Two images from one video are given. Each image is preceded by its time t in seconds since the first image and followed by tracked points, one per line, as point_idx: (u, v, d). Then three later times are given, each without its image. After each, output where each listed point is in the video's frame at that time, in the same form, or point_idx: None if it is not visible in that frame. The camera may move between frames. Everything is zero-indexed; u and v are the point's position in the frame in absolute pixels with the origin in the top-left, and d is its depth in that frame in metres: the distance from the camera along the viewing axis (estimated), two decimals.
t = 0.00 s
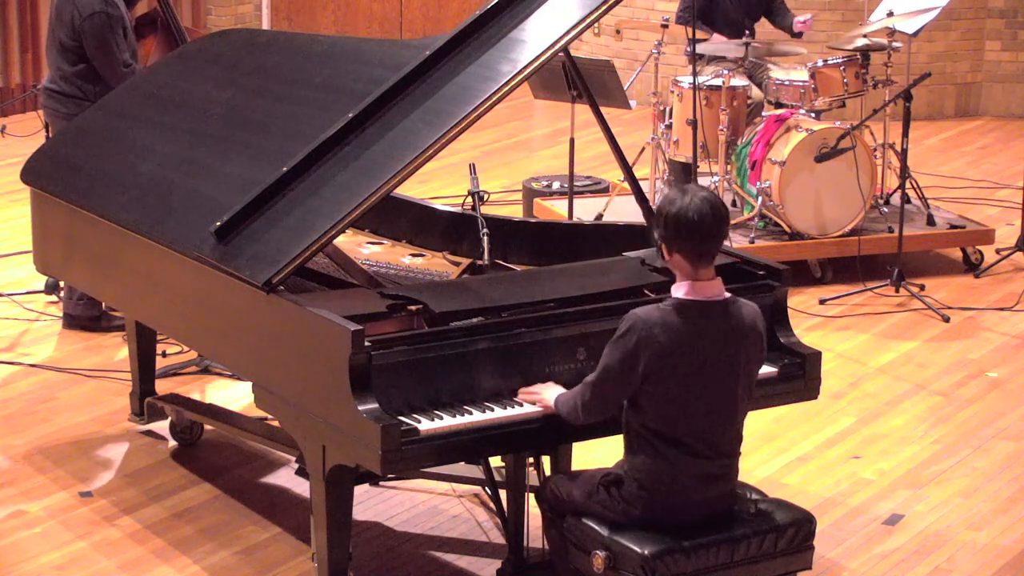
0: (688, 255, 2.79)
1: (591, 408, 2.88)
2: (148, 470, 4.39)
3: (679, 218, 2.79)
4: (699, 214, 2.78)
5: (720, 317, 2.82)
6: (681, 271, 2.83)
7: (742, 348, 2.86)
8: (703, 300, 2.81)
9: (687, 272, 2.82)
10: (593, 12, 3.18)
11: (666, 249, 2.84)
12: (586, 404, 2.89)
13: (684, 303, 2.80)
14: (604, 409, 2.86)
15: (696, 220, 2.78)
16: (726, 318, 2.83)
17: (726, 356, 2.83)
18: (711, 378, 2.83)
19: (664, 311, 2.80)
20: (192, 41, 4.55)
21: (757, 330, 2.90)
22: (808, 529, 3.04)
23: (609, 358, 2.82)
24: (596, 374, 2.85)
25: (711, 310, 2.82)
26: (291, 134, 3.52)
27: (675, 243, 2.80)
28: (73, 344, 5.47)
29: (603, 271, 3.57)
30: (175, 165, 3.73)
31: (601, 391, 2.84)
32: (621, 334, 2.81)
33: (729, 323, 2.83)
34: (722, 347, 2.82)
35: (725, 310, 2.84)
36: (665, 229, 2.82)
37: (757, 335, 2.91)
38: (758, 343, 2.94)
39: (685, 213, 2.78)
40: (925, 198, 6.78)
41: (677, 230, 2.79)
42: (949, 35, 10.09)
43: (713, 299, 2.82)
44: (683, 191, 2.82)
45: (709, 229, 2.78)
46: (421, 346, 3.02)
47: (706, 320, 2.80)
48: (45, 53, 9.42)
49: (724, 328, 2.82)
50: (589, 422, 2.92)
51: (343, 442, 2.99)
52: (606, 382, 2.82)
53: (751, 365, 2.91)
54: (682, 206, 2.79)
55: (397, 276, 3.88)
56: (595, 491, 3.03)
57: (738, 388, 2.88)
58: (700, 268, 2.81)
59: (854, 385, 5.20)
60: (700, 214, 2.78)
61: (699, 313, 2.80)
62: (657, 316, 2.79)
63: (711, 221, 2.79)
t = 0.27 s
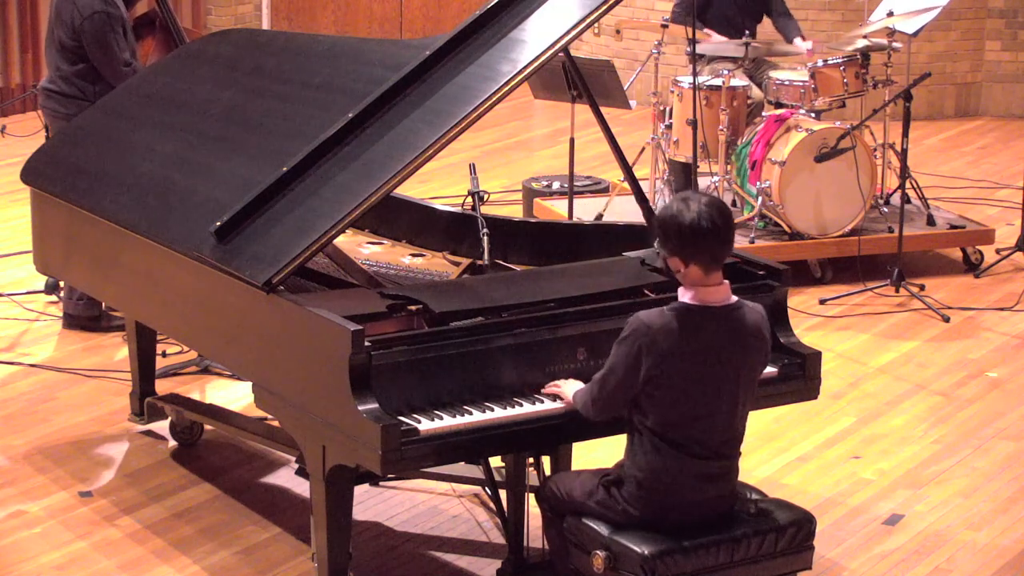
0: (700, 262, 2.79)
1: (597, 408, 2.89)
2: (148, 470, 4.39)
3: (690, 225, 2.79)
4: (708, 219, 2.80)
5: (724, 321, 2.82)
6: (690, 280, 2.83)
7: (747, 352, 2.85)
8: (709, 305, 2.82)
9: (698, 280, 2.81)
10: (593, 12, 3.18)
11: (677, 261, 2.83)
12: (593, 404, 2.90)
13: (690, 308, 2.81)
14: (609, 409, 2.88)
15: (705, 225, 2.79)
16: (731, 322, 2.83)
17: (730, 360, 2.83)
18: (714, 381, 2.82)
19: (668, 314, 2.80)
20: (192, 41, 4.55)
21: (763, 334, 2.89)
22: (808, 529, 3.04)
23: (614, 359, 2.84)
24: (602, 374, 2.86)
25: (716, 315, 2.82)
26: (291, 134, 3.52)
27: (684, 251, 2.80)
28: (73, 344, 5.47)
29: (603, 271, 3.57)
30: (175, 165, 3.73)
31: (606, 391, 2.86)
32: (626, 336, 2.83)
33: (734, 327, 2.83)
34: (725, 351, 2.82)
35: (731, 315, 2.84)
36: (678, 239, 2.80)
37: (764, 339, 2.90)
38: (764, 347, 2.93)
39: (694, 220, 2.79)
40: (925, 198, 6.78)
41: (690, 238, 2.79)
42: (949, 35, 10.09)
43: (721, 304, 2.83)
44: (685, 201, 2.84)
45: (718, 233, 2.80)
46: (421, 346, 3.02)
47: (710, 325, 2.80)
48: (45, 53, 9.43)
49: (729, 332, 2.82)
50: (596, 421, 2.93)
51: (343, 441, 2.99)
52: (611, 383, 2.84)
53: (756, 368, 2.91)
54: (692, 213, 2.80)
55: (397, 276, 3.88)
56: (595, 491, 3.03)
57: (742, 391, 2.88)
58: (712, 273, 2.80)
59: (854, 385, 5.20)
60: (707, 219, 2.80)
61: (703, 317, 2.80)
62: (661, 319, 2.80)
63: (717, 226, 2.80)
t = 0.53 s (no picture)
0: (700, 264, 2.79)
1: (600, 411, 2.89)
2: (148, 470, 4.39)
3: (687, 228, 2.80)
4: (705, 221, 2.80)
5: (727, 324, 2.82)
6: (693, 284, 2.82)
7: (749, 355, 2.85)
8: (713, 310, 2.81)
9: (701, 283, 2.80)
10: (593, 12, 3.18)
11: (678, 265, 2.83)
12: (596, 406, 2.90)
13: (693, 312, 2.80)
14: (613, 411, 2.87)
15: (701, 226, 2.79)
16: (734, 324, 2.83)
17: (732, 363, 2.83)
18: (717, 384, 2.82)
19: (671, 317, 2.80)
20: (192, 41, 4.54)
21: (765, 336, 2.89)
22: (808, 529, 3.04)
23: (618, 362, 2.83)
24: (606, 376, 2.86)
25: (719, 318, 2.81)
26: (291, 134, 3.52)
27: (686, 255, 2.79)
28: (73, 345, 5.47)
29: (603, 271, 3.57)
30: (175, 165, 3.73)
31: (610, 394, 2.86)
32: (629, 339, 2.82)
33: (736, 330, 2.83)
34: (728, 354, 2.82)
35: (733, 318, 2.83)
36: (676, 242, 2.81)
37: (766, 341, 2.90)
38: (766, 349, 2.93)
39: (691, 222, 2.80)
40: (925, 198, 6.78)
41: (687, 240, 2.79)
42: (949, 35, 10.09)
43: (725, 308, 2.83)
44: (684, 205, 2.85)
45: (716, 235, 2.80)
46: (421, 347, 3.02)
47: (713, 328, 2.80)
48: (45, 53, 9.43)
49: (732, 335, 2.82)
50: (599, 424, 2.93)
51: (343, 441, 2.99)
52: (615, 385, 2.84)
53: (758, 370, 2.91)
54: (690, 216, 2.81)
55: (397, 276, 3.88)
56: (595, 491, 3.03)
57: (743, 393, 2.88)
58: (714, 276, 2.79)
59: (854, 385, 5.20)
60: (705, 221, 2.80)
61: (706, 320, 2.80)
62: (664, 322, 2.79)
63: (716, 228, 2.80)
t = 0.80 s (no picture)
0: (698, 261, 2.79)
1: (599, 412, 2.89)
2: (148, 470, 4.39)
3: (690, 223, 2.80)
4: (707, 219, 2.80)
5: (725, 325, 2.82)
6: (692, 282, 2.82)
7: (747, 355, 2.85)
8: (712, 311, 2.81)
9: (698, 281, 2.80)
10: (593, 12, 3.18)
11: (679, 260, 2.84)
12: (595, 407, 2.90)
13: (692, 313, 2.80)
14: (612, 412, 2.88)
15: (703, 224, 2.79)
16: (732, 325, 2.83)
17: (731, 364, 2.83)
18: (715, 385, 2.82)
19: (670, 319, 2.80)
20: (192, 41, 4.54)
21: (764, 337, 2.89)
22: (808, 529, 3.04)
23: (616, 363, 2.83)
24: (605, 377, 2.86)
25: (717, 319, 2.81)
26: (291, 134, 3.52)
27: (686, 251, 2.80)
28: (73, 345, 5.47)
29: (603, 271, 3.57)
30: (175, 165, 3.73)
31: (609, 395, 2.86)
32: (627, 340, 2.82)
33: (735, 330, 2.83)
34: (726, 354, 2.82)
35: (732, 319, 2.83)
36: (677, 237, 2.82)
37: (764, 341, 2.90)
38: (765, 349, 2.93)
39: (694, 219, 2.80)
40: (925, 198, 6.78)
41: (688, 236, 2.80)
42: (949, 35, 10.09)
43: (724, 310, 2.82)
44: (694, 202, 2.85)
45: (717, 234, 2.79)
46: (421, 347, 3.03)
47: (712, 329, 2.80)
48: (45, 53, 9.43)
49: (730, 336, 2.82)
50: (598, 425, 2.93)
51: (343, 441, 2.99)
52: (614, 386, 2.84)
53: (757, 370, 2.91)
54: (695, 212, 2.81)
55: (397, 276, 3.88)
56: (595, 491, 3.03)
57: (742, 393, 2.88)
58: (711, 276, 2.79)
59: (854, 385, 5.20)
60: (708, 219, 2.80)
61: (705, 322, 2.80)
62: (663, 324, 2.79)
63: (719, 227, 2.80)
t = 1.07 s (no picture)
0: (700, 261, 2.79)
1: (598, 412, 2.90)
2: (149, 470, 4.39)
3: (691, 223, 2.79)
4: (710, 219, 2.79)
5: (724, 325, 2.81)
6: (692, 282, 2.81)
7: (746, 355, 2.85)
8: (712, 311, 2.80)
9: (700, 282, 2.80)
10: (593, 12, 3.18)
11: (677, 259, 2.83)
12: (595, 407, 2.91)
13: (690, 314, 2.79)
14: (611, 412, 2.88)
15: (705, 224, 2.79)
16: (731, 325, 2.82)
17: (729, 364, 2.83)
18: (714, 385, 2.82)
19: (669, 320, 2.79)
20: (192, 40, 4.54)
21: (762, 336, 2.89)
22: (808, 529, 3.04)
23: (615, 364, 2.83)
24: (604, 378, 2.86)
25: (716, 319, 2.80)
26: (291, 134, 3.52)
27: (689, 251, 2.79)
28: (73, 344, 5.47)
29: (603, 271, 3.57)
30: (175, 165, 3.73)
31: (608, 396, 2.86)
32: (626, 341, 2.82)
33: (733, 331, 2.82)
34: (725, 354, 2.82)
35: (731, 319, 2.83)
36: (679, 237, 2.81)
37: (763, 340, 2.90)
38: (764, 348, 2.93)
39: (695, 219, 2.79)
40: (925, 198, 6.78)
41: (690, 236, 2.79)
42: (949, 34, 10.09)
43: (722, 310, 2.82)
44: (691, 200, 2.83)
45: (719, 234, 2.79)
46: (421, 347, 3.03)
47: (711, 330, 2.80)
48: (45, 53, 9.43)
49: (729, 336, 2.82)
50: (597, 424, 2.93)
51: (343, 441, 2.99)
52: (613, 387, 2.84)
53: (756, 369, 2.91)
54: (695, 211, 2.80)
55: (397, 276, 3.88)
56: (595, 491, 3.03)
57: (741, 392, 2.88)
58: (713, 277, 2.79)
59: (854, 385, 5.20)
60: (709, 219, 2.79)
61: (703, 323, 2.79)
62: (661, 325, 2.78)
63: (720, 226, 2.80)
